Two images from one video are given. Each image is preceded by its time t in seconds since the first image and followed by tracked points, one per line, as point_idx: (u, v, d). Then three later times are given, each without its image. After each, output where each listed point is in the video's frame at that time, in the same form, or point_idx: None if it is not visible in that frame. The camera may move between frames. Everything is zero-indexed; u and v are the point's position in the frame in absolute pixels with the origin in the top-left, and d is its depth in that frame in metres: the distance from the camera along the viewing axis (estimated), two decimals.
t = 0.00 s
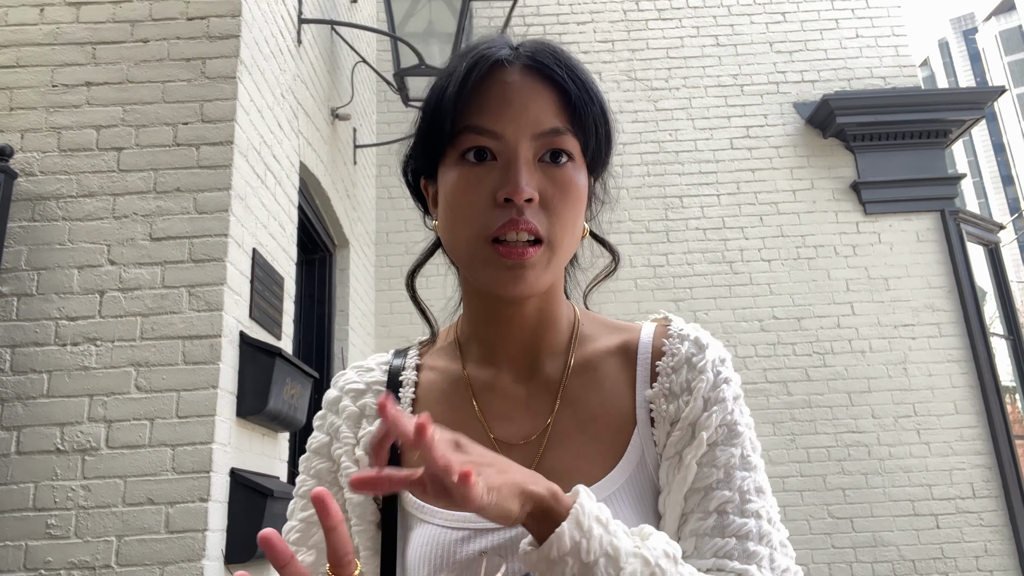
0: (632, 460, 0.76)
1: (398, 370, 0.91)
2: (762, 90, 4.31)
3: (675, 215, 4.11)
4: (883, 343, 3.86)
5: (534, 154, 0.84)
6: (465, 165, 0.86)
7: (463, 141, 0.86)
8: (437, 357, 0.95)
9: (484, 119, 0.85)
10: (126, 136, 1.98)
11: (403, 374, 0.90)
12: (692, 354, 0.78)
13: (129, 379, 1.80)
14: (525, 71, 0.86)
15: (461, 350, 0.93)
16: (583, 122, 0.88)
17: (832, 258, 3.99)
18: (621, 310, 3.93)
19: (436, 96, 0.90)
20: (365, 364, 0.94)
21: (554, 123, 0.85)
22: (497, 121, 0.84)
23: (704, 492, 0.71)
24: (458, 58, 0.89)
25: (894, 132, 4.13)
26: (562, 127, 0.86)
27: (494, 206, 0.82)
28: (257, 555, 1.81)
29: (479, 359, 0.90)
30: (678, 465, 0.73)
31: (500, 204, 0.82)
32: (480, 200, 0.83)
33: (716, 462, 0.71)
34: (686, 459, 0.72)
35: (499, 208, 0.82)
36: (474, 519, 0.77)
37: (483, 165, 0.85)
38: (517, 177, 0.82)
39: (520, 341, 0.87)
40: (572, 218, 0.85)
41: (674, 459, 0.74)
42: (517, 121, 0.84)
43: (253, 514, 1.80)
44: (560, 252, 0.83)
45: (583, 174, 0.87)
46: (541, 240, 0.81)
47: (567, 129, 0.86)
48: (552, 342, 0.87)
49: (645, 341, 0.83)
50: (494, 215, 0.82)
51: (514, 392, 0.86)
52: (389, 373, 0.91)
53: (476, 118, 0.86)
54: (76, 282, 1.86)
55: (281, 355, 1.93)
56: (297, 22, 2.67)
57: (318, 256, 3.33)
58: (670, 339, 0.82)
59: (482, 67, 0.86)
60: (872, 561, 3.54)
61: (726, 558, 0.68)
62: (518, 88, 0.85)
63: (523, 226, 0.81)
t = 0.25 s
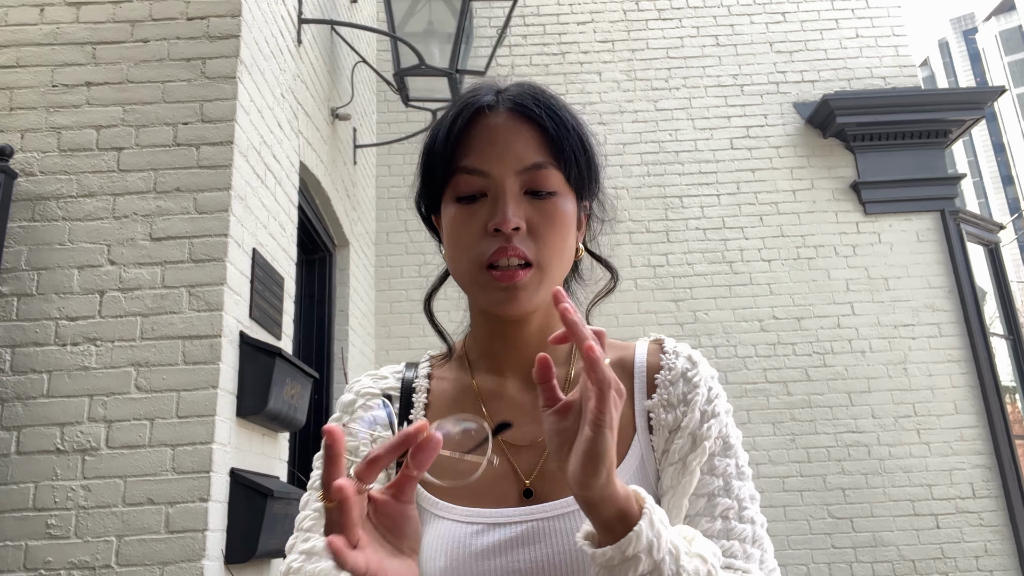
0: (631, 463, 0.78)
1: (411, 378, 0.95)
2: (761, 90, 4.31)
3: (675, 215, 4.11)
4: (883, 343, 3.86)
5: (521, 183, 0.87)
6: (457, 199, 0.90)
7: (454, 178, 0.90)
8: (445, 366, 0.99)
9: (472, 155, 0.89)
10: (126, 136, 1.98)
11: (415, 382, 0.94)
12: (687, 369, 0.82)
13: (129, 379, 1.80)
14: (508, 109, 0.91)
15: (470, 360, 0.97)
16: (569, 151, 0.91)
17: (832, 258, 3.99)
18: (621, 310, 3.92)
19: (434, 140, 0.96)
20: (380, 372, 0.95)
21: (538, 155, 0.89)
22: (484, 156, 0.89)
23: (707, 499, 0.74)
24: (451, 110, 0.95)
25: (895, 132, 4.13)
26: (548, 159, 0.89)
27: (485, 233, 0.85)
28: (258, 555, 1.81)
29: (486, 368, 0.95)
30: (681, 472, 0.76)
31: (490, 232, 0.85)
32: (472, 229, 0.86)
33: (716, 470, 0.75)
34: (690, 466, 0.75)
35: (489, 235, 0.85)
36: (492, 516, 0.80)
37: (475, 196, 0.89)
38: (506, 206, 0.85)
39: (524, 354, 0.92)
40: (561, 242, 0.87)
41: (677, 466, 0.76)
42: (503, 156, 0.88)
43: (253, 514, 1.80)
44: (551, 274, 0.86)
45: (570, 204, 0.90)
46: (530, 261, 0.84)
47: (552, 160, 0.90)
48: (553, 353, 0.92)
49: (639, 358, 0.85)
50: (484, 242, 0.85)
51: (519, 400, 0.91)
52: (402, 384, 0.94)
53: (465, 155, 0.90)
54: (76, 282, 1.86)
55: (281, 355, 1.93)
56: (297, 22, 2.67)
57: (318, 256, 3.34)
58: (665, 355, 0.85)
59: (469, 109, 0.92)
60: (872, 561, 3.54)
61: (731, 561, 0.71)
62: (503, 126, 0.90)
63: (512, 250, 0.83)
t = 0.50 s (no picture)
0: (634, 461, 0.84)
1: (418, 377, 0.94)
2: (761, 90, 4.30)
3: (675, 215, 4.11)
4: (883, 343, 3.86)
5: (514, 204, 0.90)
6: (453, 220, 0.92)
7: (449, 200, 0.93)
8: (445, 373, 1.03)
9: (467, 177, 0.92)
10: (126, 136, 1.98)
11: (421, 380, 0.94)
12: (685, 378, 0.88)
13: (129, 379, 1.80)
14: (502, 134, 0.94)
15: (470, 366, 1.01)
16: (561, 173, 0.94)
17: (832, 258, 3.99)
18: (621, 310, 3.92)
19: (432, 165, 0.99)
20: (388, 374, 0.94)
21: (530, 177, 0.91)
22: (478, 178, 0.92)
23: (704, 501, 0.83)
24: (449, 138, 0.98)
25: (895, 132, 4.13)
26: (540, 181, 0.92)
27: (479, 253, 0.87)
28: (258, 555, 1.82)
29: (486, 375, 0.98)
30: (680, 475, 0.82)
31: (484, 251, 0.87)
32: (466, 248, 0.89)
33: (711, 473, 0.83)
34: (688, 470, 0.82)
35: (482, 253, 0.87)
36: (496, 512, 0.83)
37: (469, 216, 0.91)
38: (499, 225, 0.88)
39: (523, 360, 0.95)
40: (554, 260, 0.88)
41: (678, 468, 0.82)
42: (495, 178, 0.91)
43: (254, 514, 1.80)
44: (544, 290, 0.87)
45: (563, 224, 0.92)
46: (522, 278, 0.86)
47: (544, 182, 0.92)
48: (553, 360, 0.97)
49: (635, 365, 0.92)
50: (478, 261, 0.87)
51: (520, 403, 0.95)
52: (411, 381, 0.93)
53: (460, 179, 0.93)
54: (76, 282, 1.86)
55: (281, 355, 1.93)
56: (297, 22, 2.66)
57: (318, 256, 3.34)
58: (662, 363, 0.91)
59: (465, 136, 0.95)
60: (872, 561, 3.54)
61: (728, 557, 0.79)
62: (495, 151, 0.93)
63: (505, 268, 0.85)
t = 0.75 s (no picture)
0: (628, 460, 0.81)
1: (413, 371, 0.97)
2: (762, 90, 4.30)
3: (675, 215, 4.11)
4: (883, 343, 3.86)
5: (516, 199, 0.88)
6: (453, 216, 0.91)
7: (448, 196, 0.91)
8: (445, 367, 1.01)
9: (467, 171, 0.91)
10: (126, 136, 1.98)
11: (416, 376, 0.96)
12: (680, 377, 0.84)
13: (129, 379, 1.80)
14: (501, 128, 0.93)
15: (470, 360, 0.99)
16: (563, 167, 0.92)
17: (832, 258, 3.99)
18: (621, 310, 3.92)
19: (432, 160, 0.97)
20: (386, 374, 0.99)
21: (531, 172, 0.89)
22: (479, 173, 0.90)
23: (697, 503, 0.78)
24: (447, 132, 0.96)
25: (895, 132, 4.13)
26: (542, 175, 0.90)
27: (480, 250, 0.86)
28: (258, 555, 1.81)
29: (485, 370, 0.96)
30: (672, 476, 0.79)
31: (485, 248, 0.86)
32: (468, 245, 0.87)
33: (705, 475, 0.79)
34: (681, 471, 0.79)
35: (484, 251, 0.85)
36: (490, 509, 0.82)
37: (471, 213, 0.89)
38: (501, 221, 0.86)
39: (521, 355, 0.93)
40: (556, 256, 0.87)
41: (670, 469, 0.79)
42: (496, 174, 0.89)
43: (254, 514, 1.80)
44: (546, 289, 0.86)
45: (566, 218, 0.90)
46: (524, 276, 0.85)
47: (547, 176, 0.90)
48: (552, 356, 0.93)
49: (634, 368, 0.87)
50: (479, 258, 0.85)
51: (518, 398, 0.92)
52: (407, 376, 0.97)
53: (461, 174, 0.91)
54: (76, 282, 1.86)
55: (281, 355, 1.93)
56: (297, 22, 2.67)
57: (318, 256, 3.34)
58: (659, 362, 0.87)
59: (464, 130, 0.93)
60: (872, 561, 3.54)
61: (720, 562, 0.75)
62: (496, 145, 0.91)
63: (506, 266, 0.84)
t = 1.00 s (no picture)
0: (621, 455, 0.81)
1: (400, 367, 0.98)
2: (762, 90, 4.31)
3: (675, 215, 4.11)
4: (884, 343, 3.86)
5: (509, 190, 0.87)
6: (444, 206, 0.90)
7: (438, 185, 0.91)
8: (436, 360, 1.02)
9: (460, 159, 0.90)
10: (126, 136, 1.98)
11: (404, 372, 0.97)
12: (676, 368, 0.84)
13: (129, 380, 1.80)
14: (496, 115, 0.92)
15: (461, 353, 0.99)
16: (557, 157, 0.92)
17: (832, 258, 3.99)
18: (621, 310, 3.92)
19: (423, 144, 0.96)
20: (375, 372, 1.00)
21: (525, 162, 0.89)
22: (471, 162, 0.89)
23: (694, 496, 0.78)
24: (439, 116, 0.95)
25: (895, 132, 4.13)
26: (535, 165, 0.89)
27: (471, 242, 0.86)
28: (258, 555, 1.81)
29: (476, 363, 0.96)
30: (668, 471, 0.79)
31: (476, 241, 0.85)
32: (458, 237, 0.87)
33: (703, 468, 0.78)
34: (677, 465, 0.79)
35: (475, 244, 0.85)
36: (479, 507, 0.82)
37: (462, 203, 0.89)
38: (492, 213, 0.85)
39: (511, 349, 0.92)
40: (549, 249, 0.87)
41: (666, 462, 0.79)
42: (488, 164, 0.88)
43: (254, 514, 1.80)
44: (538, 282, 0.86)
45: (559, 210, 0.90)
46: (515, 270, 0.85)
47: (540, 166, 0.90)
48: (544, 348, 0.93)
49: (629, 357, 0.87)
50: (470, 251, 0.85)
51: (508, 392, 0.92)
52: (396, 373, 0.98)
53: (453, 162, 0.90)
54: (76, 282, 1.86)
55: (281, 355, 1.93)
56: (296, 22, 2.67)
57: (318, 256, 3.33)
58: (655, 354, 0.87)
59: (456, 117, 0.92)
60: (872, 561, 3.54)
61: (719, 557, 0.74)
62: (489, 134, 0.90)
63: (497, 260, 0.84)
